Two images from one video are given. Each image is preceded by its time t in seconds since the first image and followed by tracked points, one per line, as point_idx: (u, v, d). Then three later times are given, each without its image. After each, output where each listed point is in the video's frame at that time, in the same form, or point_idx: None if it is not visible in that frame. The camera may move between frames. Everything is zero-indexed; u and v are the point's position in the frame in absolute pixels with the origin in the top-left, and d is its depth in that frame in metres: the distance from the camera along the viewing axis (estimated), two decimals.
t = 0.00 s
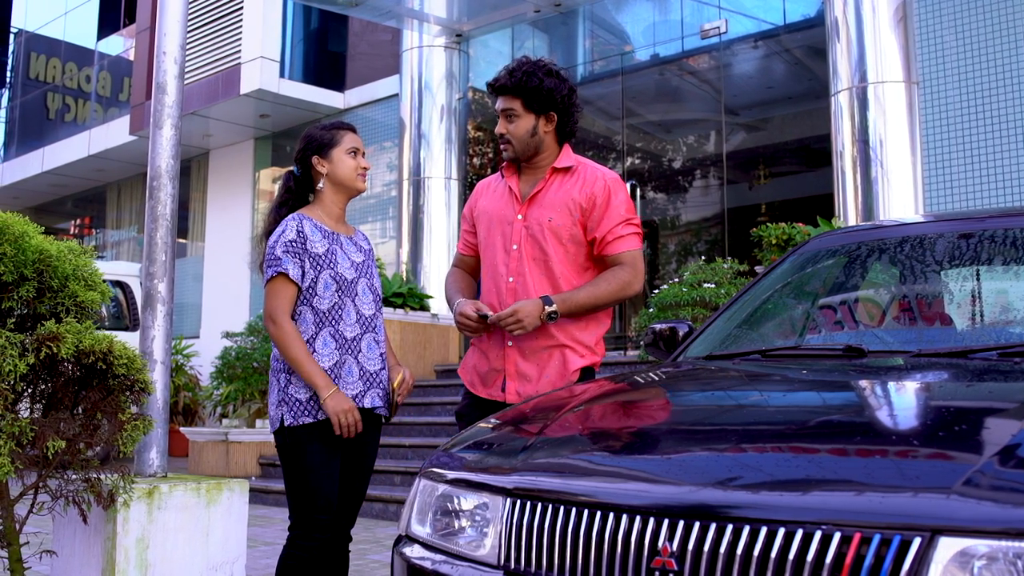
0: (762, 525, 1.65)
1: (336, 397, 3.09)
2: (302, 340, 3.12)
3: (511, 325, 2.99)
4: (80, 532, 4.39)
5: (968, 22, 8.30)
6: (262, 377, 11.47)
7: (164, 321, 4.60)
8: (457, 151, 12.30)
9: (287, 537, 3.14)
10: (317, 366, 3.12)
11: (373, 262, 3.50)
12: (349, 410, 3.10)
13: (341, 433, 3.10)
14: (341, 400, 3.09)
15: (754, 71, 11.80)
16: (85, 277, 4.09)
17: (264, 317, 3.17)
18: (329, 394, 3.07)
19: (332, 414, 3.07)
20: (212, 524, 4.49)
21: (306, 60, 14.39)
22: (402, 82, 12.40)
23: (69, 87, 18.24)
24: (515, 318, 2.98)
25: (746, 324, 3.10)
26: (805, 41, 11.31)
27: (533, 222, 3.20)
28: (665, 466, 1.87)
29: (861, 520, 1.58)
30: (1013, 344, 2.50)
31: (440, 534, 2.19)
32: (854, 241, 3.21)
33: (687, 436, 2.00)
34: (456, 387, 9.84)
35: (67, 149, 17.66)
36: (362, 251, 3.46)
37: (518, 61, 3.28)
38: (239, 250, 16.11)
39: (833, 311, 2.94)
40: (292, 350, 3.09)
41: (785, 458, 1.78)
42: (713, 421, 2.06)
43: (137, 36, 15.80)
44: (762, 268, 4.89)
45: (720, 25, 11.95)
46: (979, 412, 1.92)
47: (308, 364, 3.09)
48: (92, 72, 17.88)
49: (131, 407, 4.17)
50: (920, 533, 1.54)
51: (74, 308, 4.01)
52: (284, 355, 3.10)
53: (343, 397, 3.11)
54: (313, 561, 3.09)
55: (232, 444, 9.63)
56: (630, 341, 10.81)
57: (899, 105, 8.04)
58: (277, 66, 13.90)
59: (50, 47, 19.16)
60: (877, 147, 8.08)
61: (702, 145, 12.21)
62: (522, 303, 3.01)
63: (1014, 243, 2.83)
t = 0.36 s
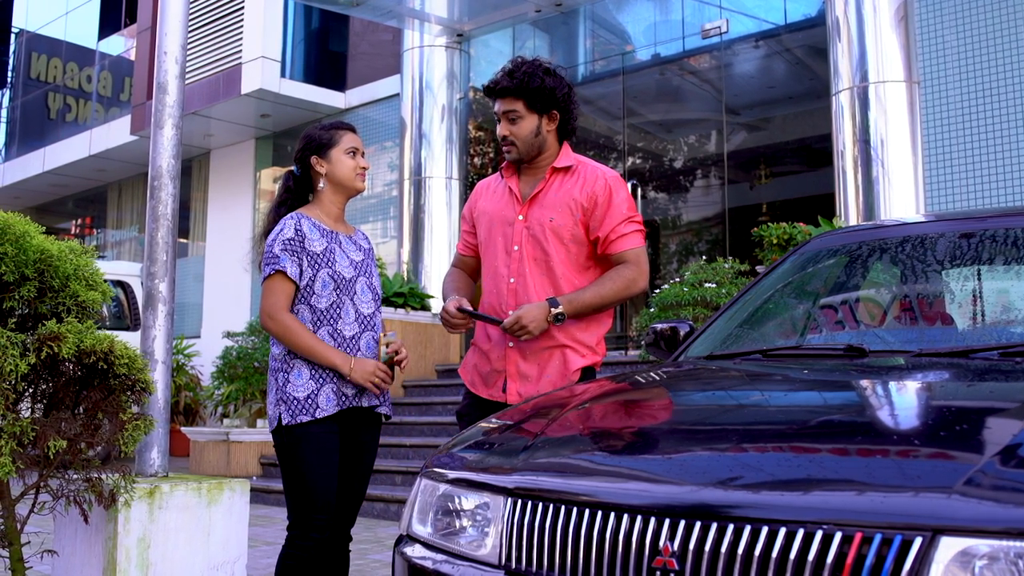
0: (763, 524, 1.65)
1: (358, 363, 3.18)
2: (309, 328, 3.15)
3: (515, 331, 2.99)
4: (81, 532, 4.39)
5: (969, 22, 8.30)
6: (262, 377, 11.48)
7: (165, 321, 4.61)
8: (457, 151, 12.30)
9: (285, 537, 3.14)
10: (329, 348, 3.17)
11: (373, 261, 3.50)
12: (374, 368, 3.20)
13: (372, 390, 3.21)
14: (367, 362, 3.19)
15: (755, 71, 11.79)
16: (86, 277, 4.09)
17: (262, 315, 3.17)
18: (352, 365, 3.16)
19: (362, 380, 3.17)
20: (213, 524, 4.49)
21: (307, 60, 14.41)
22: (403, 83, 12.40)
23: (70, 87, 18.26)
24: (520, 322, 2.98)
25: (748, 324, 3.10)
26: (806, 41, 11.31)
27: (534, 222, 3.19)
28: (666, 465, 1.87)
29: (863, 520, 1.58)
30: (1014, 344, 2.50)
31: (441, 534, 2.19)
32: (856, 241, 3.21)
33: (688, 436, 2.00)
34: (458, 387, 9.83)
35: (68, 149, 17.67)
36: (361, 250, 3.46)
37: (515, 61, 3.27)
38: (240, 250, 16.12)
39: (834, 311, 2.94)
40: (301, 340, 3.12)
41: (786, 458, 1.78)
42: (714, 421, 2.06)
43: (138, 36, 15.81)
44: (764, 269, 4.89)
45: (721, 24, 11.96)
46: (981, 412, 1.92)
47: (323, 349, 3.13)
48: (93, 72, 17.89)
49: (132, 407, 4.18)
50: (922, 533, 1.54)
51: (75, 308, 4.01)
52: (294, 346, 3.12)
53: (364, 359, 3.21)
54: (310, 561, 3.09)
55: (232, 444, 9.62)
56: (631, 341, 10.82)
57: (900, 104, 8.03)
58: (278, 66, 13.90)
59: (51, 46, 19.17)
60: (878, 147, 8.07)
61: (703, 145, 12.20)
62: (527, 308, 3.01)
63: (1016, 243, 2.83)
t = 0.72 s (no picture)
0: (766, 524, 1.65)
1: (360, 356, 3.21)
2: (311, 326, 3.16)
3: (515, 327, 3.00)
4: (83, 532, 4.39)
5: (972, 22, 8.30)
6: (264, 376, 11.48)
7: (167, 321, 4.61)
8: (460, 151, 12.29)
9: (286, 537, 3.14)
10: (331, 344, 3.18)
11: (374, 260, 3.50)
12: (377, 360, 3.24)
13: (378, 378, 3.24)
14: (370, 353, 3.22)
15: (757, 70, 11.78)
16: (89, 277, 4.10)
17: (262, 314, 3.18)
18: (355, 359, 3.19)
19: (366, 374, 3.20)
20: (216, 523, 4.49)
21: (309, 59, 14.43)
22: (405, 82, 12.39)
23: (72, 87, 18.27)
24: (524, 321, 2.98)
25: (750, 323, 3.10)
26: (809, 40, 11.31)
27: (539, 222, 3.19)
28: (669, 465, 1.87)
29: (866, 520, 1.58)
30: (1017, 343, 2.50)
31: (443, 533, 2.19)
32: (858, 241, 3.20)
33: (691, 436, 1.99)
34: (460, 387, 9.82)
35: (70, 149, 17.67)
36: (363, 248, 3.46)
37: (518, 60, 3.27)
38: (242, 250, 16.12)
39: (836, 311, 2.94)
40: (303, 338, 3.13)
41: (788, 457, 1.78)
42: (716, 421, 2.06)
43: (140, 35, 15.81)
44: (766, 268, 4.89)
45: (724, 24, 11.95)
46: (984, 412, 1.92)
47: (325, 346, 3.15)
48: (96, 72, 17.90)
49: (134, 406, 4.18)
50: (924, 532, 1.53)
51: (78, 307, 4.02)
52: (296, 345, 3.13)
53: (366, 352, 3.24)
54: (311, 561, 3.09)
55: (234, 444, 9.61)
56: (632, 341, 10.82)
57: (902, 104, 8.02)
58: (281, 66, 13.90)
59: (53, 46, 19.18)
60: (881, 146, 8.06)
61: (705, 144, 12.19)
62: (526, 304, 3.01)
63: (1019, 242, 2.83)
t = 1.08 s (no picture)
0: (767, 524, 1.65)
1: (363, 364, 3.21)
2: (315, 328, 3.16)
3: (519, 327, 3.00)
4: (85, 531, 4.40)
5: (973, 21, 8.29)
6: (266, 376, 11.49)
7: (169, 321, 4.61)
8: (461, 151, 12.28)
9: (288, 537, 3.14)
10: (334, 348, 3.18)
11: (376, 260, 3.50)
12: (379, 369, 3.24)
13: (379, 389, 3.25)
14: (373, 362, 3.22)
15: (758, 70, 11.78)
16: (90, 277, 4.10)
17: (266, 315, 3.17)
18: (357, 366, 3.19)
19: (367, 381, 3.20)
20: (218, 522, 4.49)
21: (310, 59, 14.46)
22: (406, 82, 12.39)
23: (74, 87, 18.28)
24: (527, 322, 2.99)
25: (751, 324, 3.10)
26: (810, 39, 11.32)
27: (541, 222, 3.19)
28: (670, 465, 1.87)
29: (867, 520, 1.58)
30: (1019, 343, 2.49)
31: (444, 533, 2.19)
32: (859, 241, 3.20)
33: (692, 436, 1.99)
34: (461, 387, 9.83)
35: (71, 149, 17.67)
36: (365, 249, 3.46)
37: (521, 60, 3.27)
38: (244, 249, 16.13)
39: (838, 311, 2.94)
40: (306, 340, 3.13)
41: (790, 457, 1.78)
42: (718, 421, 2.06)
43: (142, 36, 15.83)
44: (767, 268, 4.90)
45: (725, 24, 11.94)
46: (986, 412, 1.92)
47: (328, 349, 3.15)
48: (98, 72, 17.92)
49: (136, 406, 4.19)
50: (926, 532, 1.53)
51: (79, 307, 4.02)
52: (299, 347, 3.13)
53: (368, 360, 3.24)
54: (314, 561, 3.09)
55: (236, 444, 9.62)
56: (633, 341, 10.83)
57: (904, 104, 8.02)
58: (282, 66, 13.91)
59: (54, 46, 19.18)
60: (882, 146, 8.05)
61: (706, 144, 12.18)
62: (528, 305, 3.01)
63: (1021, 242, 2.82)
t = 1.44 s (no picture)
0: (768, 524, 1.65)
1: (368, 366, 3.20)
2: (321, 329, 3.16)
3: (515, 331, 3.01)
4: (86, 532, 4.40)
5: (974, 20, 8.28)
6: (267, 376, 11.48)
7: (170, 320, 4.61)
8: (462, 151, 12.29)
9: (291, 537, 3.14)
10: (339, 350, 3.18)
11: (382, 262, 3.50)
12: (383, 371, 3.23)
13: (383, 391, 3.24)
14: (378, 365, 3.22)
15: (760, 70, 11.78)
16: (92, 277, 4.10)
17: (273, 316, 3.18)
18: (362, 368, 3.18)
19: (371, 384, 3.19)
20: (218, 522, 4.49)
21: (312, 60, 14.49)
22: (408, 82, 12.40)
23: (76, 87, 18.31)
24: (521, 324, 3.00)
25: (752, 323, 3.10)
26: (811, 39, 11.32)
27: (540, 221, 3.19)
28: (672, 465, 1.87)
29: (869, 520, 1.58)
30: (1020, 343, 2.49)
31: (446, 533, 2.19)
32: (860, 241, 3.20)
33: (693, 436, 1.99)
34: (462, 386, 9.83)
35: (72, 148, 17.66)
36: (370, 250, 3.46)
37: (522, 60, 3.27)
38: (245, 249, 16.15)
39: (839, 310, 2.94)
40: (311, 341, 3.12)
41: (791, 457, 1.78)
42: (719, 421, 2.06)
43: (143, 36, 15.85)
44: (768, 269, 4.91)
45: (726, 24, 11.97)
46: (987, 412, 1.91)
47: (332, 350, 3.14)
48: (99, 72, 17.93)
49: (138, 406, 4.19)
50: (928, 533, 1.53)
51: (80, 307, 4.01)
52: (303, 347, 3.13)
53: (373, 363, 3.23)
54: (317, 561, 3.10)
55: (237, 444, 9.62)
56: (634, 341, 10.81)
57: (905, 104, 8.02)
58: (283, 66, 13.92)
59: (56, 47, 19.21)
60: (884, 146, 8.04)
61: (708, 144, 12.17)
62: (523, 308, 3.02)
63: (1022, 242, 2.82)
